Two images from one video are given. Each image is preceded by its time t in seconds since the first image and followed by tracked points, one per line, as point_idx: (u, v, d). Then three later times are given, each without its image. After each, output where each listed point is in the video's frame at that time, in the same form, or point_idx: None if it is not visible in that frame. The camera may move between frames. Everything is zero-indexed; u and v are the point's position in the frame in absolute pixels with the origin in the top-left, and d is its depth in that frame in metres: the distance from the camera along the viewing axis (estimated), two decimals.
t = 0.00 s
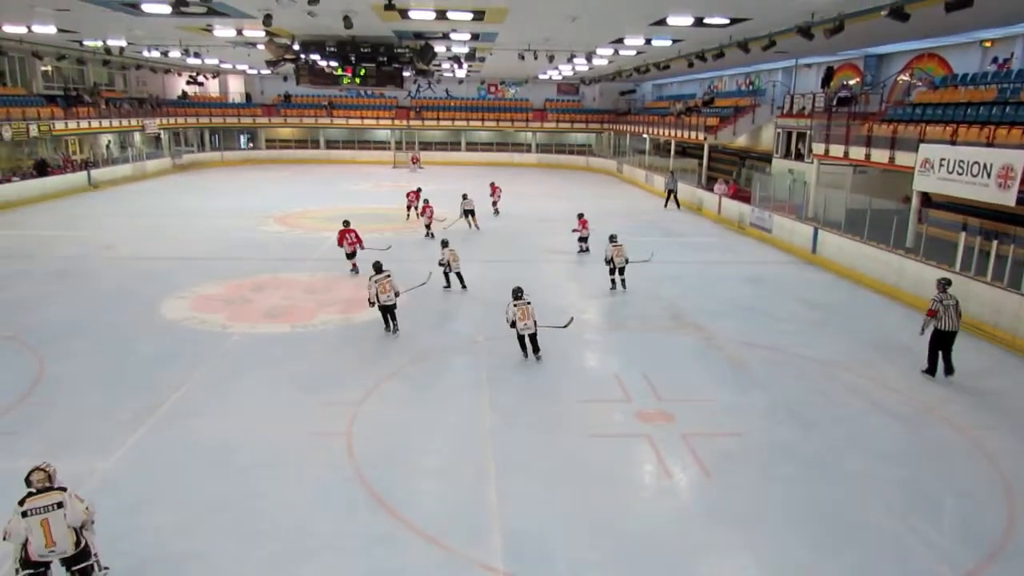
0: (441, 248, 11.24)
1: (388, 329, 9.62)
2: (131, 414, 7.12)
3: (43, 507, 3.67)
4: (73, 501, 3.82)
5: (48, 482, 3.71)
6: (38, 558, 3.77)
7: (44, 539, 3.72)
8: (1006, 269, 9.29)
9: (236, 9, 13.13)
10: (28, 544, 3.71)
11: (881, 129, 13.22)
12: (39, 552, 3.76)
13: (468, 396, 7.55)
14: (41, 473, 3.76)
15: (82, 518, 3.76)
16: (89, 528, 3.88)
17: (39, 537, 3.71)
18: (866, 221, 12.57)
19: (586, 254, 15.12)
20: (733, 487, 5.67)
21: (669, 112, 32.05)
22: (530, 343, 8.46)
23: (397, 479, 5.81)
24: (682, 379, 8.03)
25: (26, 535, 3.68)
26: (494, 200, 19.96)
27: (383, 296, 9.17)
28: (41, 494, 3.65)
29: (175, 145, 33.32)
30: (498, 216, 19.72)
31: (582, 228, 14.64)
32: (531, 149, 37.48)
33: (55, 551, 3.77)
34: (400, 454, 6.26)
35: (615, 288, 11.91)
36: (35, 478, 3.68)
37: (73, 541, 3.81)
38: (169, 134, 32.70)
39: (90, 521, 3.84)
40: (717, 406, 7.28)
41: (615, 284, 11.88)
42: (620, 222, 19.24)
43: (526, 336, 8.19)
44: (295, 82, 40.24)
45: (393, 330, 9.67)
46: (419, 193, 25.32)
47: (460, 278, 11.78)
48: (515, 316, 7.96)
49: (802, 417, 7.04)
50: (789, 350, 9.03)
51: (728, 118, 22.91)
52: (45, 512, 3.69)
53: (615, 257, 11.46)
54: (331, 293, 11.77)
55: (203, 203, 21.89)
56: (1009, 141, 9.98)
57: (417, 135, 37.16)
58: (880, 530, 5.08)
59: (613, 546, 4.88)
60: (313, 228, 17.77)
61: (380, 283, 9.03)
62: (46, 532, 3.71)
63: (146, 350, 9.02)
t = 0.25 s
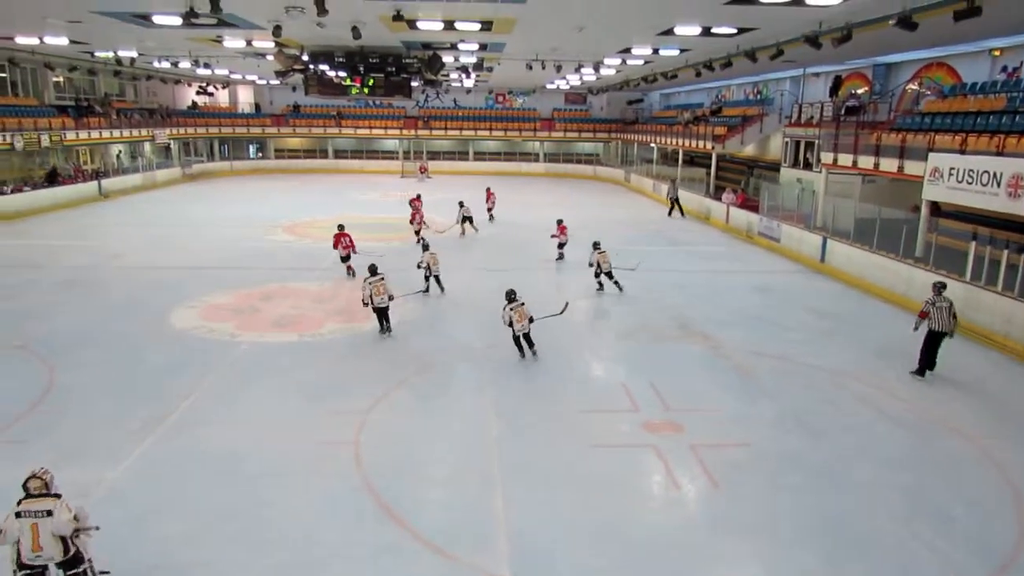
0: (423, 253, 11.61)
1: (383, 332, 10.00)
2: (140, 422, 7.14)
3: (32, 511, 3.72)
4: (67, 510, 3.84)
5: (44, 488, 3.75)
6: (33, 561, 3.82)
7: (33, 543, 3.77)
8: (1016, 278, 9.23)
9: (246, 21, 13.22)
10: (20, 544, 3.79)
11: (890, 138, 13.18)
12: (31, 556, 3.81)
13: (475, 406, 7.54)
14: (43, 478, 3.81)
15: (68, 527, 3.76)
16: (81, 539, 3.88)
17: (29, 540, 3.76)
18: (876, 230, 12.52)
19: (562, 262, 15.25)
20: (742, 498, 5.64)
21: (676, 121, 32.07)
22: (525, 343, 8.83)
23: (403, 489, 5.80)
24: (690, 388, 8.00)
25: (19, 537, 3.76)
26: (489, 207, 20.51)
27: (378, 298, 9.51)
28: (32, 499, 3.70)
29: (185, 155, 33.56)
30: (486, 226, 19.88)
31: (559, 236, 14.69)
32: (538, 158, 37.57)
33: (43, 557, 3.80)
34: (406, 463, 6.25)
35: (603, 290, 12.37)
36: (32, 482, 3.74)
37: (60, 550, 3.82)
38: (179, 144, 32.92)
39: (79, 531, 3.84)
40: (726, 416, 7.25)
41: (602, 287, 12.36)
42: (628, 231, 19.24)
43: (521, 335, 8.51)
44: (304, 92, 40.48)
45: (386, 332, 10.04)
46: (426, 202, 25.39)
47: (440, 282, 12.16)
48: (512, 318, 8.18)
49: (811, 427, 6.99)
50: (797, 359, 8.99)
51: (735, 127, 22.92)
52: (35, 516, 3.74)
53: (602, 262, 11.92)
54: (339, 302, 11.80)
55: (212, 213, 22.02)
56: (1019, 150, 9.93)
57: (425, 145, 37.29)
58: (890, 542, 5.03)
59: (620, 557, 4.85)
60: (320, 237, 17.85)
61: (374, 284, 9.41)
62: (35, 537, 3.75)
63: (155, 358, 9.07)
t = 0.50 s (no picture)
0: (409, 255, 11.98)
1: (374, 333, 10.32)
2: (147, 428, 7.16)
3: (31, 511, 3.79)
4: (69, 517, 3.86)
5: (50, 491, 3.80)
6: (38, 557, 3.90)
7: (32, 540, 3.84)
8: None
9: (256, 30, 13.31)
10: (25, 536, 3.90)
11: (898, 147, 13.15)
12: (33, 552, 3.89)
13: (482, 414, 7.53)
14: (55, 480, 3.87)
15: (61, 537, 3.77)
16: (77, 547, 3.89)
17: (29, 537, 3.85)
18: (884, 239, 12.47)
19: (542, 268, 15.47)
20: (749, 507, 5.61)
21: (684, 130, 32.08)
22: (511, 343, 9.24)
23: (409, 497, 5.78)
24: (697, 397, 7.98)
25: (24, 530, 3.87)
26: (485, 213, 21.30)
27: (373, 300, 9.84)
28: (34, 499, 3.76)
29: (194, 162, 33.76)
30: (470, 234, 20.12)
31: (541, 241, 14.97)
32: (546, 166, 37.63)
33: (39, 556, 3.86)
34: (412, 472, 6.24)
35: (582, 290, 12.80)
36: (41, 482, 3.80)
37: (56, 554, 3.84)
38: (189, 151, 33.11)
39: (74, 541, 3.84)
40: (733, 425, 7.21)
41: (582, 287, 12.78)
42: (635, 239, 19.22)
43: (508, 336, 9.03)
44: (312, 100, 40.68)
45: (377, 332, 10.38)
46: (434, 210, 25.45)
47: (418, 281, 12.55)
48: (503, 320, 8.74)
49: (819, 437, 6.96)
50: (806, 369, 8.94)
51: (743, 136, 22.91)
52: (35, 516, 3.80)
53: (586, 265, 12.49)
54: (346, 309, 11.83)
55: (221, 220, 22.12)
56: None
57: (433, 153, 37.40)
58: (898, 552, 5.00)
59: (626, 566, 4.83)
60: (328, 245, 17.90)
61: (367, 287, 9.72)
62: (32, 537, 3.82)
63: (162, 365, 9.09)
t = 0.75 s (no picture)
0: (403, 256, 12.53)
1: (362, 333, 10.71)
2: (155, 433, 7.18)
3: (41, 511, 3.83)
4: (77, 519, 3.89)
5: (59, 493, 3.83)
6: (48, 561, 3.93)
7: (44, 542, 3.88)
8: None
9: (265, 37, 13.38)
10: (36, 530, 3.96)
11: (907, 155, 13.12)
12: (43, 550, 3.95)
13: (488, 421, 7.51)
14: (66, 483, 3.89)
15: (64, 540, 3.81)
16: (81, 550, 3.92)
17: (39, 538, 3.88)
18: (892, 248, 12.43)
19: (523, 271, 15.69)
20: (755, 516, 5.59)
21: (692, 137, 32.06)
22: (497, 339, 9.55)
23: (415, 505, 5.76)
24: (704, 405, 7.95)
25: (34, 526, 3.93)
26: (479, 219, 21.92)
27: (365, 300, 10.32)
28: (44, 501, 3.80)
29: (203, 168, 33.95)
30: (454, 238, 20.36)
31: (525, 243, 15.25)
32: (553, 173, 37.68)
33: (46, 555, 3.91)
34: (417, 479, 6.21)
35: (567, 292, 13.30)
36: (52, 483, 3.84)
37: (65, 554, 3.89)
38: (198, 157, 33.31)
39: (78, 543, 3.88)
40: (740, 434, 7.17)
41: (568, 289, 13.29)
42: (642, 247, 19.20)
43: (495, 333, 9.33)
44: (321, 106, 40.88)
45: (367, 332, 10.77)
46: (441, 216, 25.51)
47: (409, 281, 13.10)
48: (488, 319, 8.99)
49: (827, 446, 6.92)
50: (814, 378, 8.89)
51: (751, 143, 22.90)
52: (45, 516, 3.84)
53: (574, 269, 13.06)
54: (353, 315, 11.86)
55: (229, 225, 22.23)
56: None
57: (440, 159, 37.52)
58: (906, 562, 4.97)
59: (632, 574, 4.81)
60: (335, 251, 17.96)
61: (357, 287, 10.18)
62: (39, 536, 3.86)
63: (170, 370, 9.12)
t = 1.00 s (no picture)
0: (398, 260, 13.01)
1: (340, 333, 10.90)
2: (160, 437, 7.20)
3: (57, 518, 3.78)
4: (91, 520, 3.88)
5: (72, 497, 3.80)
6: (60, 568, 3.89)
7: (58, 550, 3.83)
8: None
9: (273, 43, 13.44)
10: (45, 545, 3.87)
11: (914, 163, 13.09)
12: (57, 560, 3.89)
13: (493, 427, 7.50)
14: (75, 486, 3.85)
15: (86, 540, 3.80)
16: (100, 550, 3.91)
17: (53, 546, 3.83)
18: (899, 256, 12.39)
19: (519, 276, 15.85)
20: (760, 524, 5.56)
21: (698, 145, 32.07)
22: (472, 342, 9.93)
23: (421, 510, 5.76)
24: (709, 413, 7.93)
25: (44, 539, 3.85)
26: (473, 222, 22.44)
27: (349, 307, 10.05)
28: (59, 507, 3.76)
29: (210, 174, 34.11)
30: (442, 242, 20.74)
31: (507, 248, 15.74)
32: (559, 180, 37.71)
33: (65, 564, 3.86)
34: (423, 485, 6.21)
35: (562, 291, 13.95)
36: (62, 488, 3.79)
37: (85, 558, 3.86)
38: (205, 163, 33.47)
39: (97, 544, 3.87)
40: (746, 442, 7.16)
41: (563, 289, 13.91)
42: (648, 254, 19.19)
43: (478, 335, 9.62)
44: (328, 112, 41.04)
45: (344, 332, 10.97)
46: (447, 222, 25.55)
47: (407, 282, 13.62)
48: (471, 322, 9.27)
49: (832, 455, 6.89)
50: (819, 386, 8.88)
51: (757, 151, 22.89)
52: (60, 523, 3.80)
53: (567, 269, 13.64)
54: (359, 321, 11.88)
55: (235, 231, 22.31)
56: None
57: (446, 166, 37.60)
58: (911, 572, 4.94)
59: None
60: (341, 256, 17.99)
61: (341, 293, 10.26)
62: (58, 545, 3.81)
63: (176, 374, 9.15)
